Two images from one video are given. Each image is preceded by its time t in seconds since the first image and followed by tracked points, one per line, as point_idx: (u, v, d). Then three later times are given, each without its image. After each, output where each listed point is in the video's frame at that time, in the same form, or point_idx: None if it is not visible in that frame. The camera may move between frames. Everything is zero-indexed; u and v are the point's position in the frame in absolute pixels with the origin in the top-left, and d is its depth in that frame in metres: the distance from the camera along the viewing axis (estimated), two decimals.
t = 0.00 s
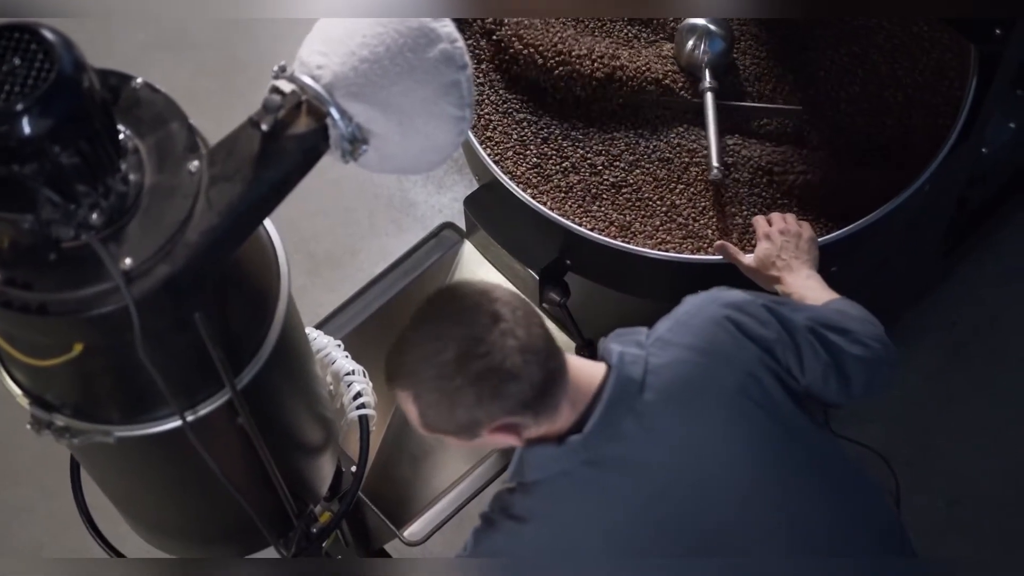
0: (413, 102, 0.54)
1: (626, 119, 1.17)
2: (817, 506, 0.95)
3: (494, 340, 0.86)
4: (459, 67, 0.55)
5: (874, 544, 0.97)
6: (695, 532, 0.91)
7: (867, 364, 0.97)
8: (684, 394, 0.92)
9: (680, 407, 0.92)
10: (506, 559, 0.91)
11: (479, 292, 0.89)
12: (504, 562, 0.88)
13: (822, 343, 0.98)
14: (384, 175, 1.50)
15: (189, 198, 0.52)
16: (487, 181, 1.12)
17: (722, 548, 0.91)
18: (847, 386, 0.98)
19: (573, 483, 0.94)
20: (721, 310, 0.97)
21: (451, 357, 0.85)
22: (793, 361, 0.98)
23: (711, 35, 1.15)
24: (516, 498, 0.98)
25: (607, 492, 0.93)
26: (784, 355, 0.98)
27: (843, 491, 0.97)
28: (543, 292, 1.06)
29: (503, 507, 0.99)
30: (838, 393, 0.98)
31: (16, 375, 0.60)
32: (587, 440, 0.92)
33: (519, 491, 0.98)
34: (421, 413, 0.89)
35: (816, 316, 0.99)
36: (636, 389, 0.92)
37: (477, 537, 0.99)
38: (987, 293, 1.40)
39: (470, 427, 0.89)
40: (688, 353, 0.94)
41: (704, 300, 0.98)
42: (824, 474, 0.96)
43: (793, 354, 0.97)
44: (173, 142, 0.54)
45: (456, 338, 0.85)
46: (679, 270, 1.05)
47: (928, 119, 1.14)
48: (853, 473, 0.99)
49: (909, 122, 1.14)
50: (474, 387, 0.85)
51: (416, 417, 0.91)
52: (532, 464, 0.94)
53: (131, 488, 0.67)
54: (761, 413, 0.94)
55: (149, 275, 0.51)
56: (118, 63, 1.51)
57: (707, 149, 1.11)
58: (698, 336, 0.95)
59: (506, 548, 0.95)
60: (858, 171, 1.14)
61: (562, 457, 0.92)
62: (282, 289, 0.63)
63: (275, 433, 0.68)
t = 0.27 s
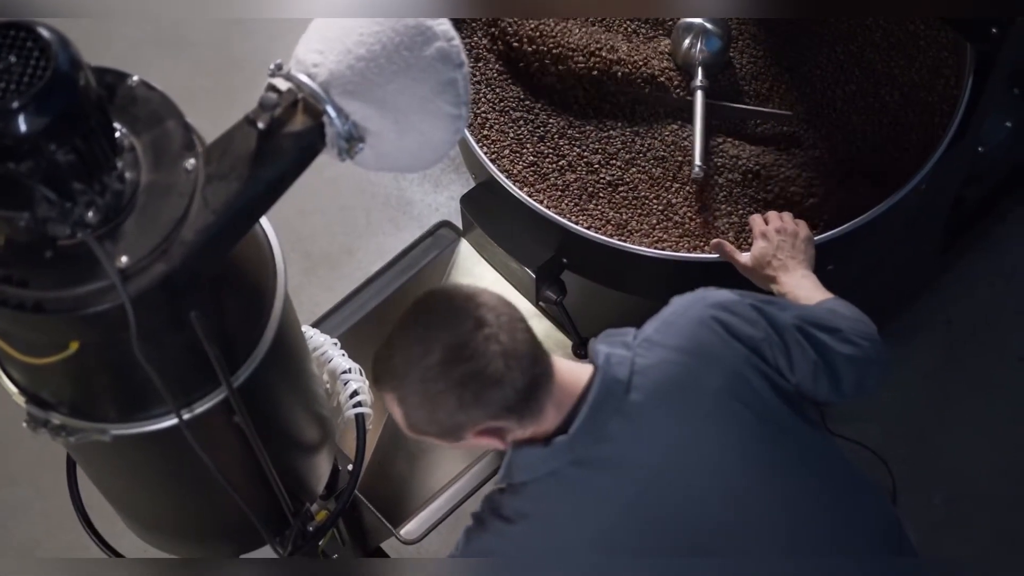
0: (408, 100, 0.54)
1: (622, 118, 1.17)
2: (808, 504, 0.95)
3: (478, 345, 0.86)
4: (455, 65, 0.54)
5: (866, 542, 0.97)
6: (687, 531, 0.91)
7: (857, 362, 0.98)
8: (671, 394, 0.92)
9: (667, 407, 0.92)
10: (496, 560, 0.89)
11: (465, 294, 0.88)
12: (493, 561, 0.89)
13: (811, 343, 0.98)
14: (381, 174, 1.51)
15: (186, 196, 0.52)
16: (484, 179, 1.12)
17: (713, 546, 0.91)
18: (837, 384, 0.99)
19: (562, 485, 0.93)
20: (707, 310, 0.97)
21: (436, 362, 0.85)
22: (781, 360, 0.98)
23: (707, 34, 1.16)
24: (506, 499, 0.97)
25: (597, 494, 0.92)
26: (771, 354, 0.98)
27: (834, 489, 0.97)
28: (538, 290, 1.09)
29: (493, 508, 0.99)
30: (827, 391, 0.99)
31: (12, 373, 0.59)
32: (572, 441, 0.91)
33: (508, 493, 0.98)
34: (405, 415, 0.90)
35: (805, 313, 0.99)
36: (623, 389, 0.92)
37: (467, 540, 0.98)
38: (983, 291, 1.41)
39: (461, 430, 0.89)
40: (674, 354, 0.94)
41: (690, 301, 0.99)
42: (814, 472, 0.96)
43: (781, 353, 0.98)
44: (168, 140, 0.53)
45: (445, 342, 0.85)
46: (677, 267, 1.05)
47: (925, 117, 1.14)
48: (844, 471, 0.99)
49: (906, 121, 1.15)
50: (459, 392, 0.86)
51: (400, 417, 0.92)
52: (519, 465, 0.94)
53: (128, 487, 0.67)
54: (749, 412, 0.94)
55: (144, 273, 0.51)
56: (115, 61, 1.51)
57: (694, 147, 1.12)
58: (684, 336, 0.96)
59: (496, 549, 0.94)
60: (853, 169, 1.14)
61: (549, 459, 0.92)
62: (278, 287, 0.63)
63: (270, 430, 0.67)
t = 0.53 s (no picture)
0: (405, 98, 0.54)
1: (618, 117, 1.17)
2: (799, 502, 0.95)
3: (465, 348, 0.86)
4: (452, 63, 0.54)
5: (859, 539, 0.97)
6: (679, 531, 0.91)
7: (847, 362, 0.97)
8: (659, 394, 0.92)
9: (655, 408, 0.91)
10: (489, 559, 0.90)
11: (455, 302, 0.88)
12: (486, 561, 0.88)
13: (801, 343, 0.98)
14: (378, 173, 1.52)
15: (182, 193, 0.52)
16: (481, 177, 1.12)
17: (707, 546, 0.91)
18: (828, 384, 0.98)
19: (552, 485, 0.93)
20: (695, 310, 0.97)
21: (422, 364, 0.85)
22: (771, 360, 0.98)
23: (704, 32, 1.15)
24: (499, 498, 0.97)
25: (586, 495, 0.92)
26: (760, 353, 0.98)
27: (826, 486, 0.97)
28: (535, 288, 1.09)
29: (485, 508, 0.99)
30: (818, 390, 0.98)
31: (8, 372, 0.59)
32: (559, 442, 0.91)
33: (498, 493, 0.98)
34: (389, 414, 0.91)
35: (794, 312, 0.98)
36: (609, 391, 0.91)
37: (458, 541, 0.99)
38: (978, 289, 1.41)
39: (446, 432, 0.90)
40: (662, 354, 0.94)
41: (677, 301, 0.99)
42: (805, 470, 0.96)
43: (770, 353, 0.97)
44: (165, 138, 0.53)
45: (439, 345, 0.85)
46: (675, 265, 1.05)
47: (922, 115, 1.15)
48: (836, 469, 0.99)
49: (903, 119, 1.15)
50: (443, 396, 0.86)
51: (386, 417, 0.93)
52: (508, 466, 0.94)
53: (125, 485, 0.67)
54: (738, 411, 0.94)
55: (141, 271, 0.51)
56: (113, 59, 1.52)
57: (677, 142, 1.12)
58: (672, 337, 0.95)
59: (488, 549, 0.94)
60: (850, 167, 1.14)
61: (537, 459, 0.92)
62: (275, 285, 0.63)
63: (267, 428, 0.67)
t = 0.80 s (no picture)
0: (400, 97, 0.53)
1: (612, 114, 1.17)
2: (791, 501, 0.94)
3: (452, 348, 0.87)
4: (447, 62, 0.54)
5: (855, 537, 0.97)
6: (673, 532, 0.91)
7: (835, 363, 0.98)
8: (644, 398, 0.91)
9: (639, 411, 0.91)
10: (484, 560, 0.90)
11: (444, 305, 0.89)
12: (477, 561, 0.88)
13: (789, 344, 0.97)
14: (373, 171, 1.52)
15: (176, 192, 0.52)
16: (476, 175, 1.12)
17: (704, 546, 0.91)
18: (818, 384, 0.99)
19: (539, 489, 0.93)
20: (679, 311, 0.96)
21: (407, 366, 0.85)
22: (759, 360, 0.96)
23: (699, 31, 1.13)
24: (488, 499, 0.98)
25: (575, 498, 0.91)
26: (748, 354, 0.96)
27: (820, 483, 0.97)
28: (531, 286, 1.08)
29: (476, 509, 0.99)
30: (807, 391, 0.98)
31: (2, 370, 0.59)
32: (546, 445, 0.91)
33: (487, 494, 0.98)
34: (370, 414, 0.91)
35: (782, 314, 0.99)
36: (594, 394, 0.91)
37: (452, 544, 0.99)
38: (974, 286, 1.41)
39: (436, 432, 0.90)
40: (648, 356, 0.93)
41: (662, 301, 0.97)
42: (796, 469, 0.96)
43: (758, 353, 0.96)
44: (160, 136, 0.53)
45: (427, 346, 0.86)
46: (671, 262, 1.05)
47: (917, 113, 1.15)
48: (830, 467, 0.98)
49: (897, 117, 1.15)
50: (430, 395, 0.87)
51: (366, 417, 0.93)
52: (498, 468, 0.95)
53: (120, 484, 0.67)
54: (725, 413, 0.92)
55: (135, 269, 0.50)
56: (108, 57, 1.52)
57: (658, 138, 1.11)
58: (656, 338, 0.94)
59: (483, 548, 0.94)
60: (846, 165, 1.14)
61: (523, 462, 0.92)
62: (270, 284, 0.63)
63: (262, 426, 0.67)
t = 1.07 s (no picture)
0: (397, 95, 0.53)
1: (609, 113, 1.17)
2: (786, 501, 0.94)
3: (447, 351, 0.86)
4: (443, 60, 0.54)
5: (854, 536, 0.97)
6: (665, 533, 0.91)
7: (828, 365, 0.97)
8: (633, 400, 0.91)
9: (628, 413, 0.91)
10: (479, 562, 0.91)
11: (442, 308, 0.88)
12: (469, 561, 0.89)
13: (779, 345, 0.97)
14: (369, 169, 1.52)
15: (172, 191, 0.52)
16: (474, 174, 1.12)
17: (698, 546, 0.91)
18: (813, 386, 0.97)
19: (530, 491, 0.93)
20: (669, 313, 0.96)
21: (395, 370, 0.85)
22: (750, 361, 0.96)
23: (695, 30, 1.13)
24: (481, 500, 0.98)
25: (565, 501, 0.92)
26: (739, 355, 0.96)
27: (818, 482, 0.96)
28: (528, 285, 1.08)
29: (469, 511, 1.00)
30: (801, 392, 0.97)
31: None
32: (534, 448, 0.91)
33: (480, 496, 0.99)
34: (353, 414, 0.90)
35: (772, 317, 0.99)
36: (583, 397, 0.91)
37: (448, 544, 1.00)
38: (970, 284, 1.42)
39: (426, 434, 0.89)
40: (637, 358, 0.93)
41: (652, 303, 0.97)
42: (791, 469, 0.95)
43: (748, 354, 0.95)
44: (155, 136, 0.53)
45: (421, 349, 0.85)
46: (667, 261, 1.05)
47: (914, 112, 1.15)
48: (828, 467, 0.97)
49: (894, 116, 1.15)
50: (420, 399, 0.86)
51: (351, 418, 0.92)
52: (488, 471, 0.95)
53: (116, 483, 0.67)
54: (715, 415, 0.92)
55: (131, 268, 0.50)
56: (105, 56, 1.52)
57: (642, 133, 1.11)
58: (645, 340, 0.94)
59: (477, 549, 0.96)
60: (843, 163, 1.14)
61: (514, 465, 0.93)
62: (266, 283, 0.63)
63: (258, 425, 0.67)
